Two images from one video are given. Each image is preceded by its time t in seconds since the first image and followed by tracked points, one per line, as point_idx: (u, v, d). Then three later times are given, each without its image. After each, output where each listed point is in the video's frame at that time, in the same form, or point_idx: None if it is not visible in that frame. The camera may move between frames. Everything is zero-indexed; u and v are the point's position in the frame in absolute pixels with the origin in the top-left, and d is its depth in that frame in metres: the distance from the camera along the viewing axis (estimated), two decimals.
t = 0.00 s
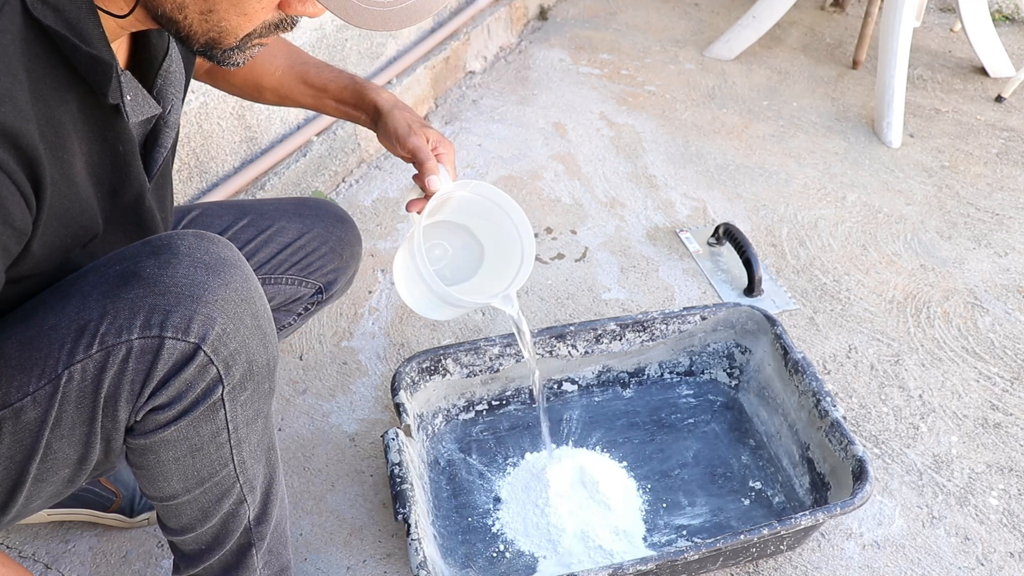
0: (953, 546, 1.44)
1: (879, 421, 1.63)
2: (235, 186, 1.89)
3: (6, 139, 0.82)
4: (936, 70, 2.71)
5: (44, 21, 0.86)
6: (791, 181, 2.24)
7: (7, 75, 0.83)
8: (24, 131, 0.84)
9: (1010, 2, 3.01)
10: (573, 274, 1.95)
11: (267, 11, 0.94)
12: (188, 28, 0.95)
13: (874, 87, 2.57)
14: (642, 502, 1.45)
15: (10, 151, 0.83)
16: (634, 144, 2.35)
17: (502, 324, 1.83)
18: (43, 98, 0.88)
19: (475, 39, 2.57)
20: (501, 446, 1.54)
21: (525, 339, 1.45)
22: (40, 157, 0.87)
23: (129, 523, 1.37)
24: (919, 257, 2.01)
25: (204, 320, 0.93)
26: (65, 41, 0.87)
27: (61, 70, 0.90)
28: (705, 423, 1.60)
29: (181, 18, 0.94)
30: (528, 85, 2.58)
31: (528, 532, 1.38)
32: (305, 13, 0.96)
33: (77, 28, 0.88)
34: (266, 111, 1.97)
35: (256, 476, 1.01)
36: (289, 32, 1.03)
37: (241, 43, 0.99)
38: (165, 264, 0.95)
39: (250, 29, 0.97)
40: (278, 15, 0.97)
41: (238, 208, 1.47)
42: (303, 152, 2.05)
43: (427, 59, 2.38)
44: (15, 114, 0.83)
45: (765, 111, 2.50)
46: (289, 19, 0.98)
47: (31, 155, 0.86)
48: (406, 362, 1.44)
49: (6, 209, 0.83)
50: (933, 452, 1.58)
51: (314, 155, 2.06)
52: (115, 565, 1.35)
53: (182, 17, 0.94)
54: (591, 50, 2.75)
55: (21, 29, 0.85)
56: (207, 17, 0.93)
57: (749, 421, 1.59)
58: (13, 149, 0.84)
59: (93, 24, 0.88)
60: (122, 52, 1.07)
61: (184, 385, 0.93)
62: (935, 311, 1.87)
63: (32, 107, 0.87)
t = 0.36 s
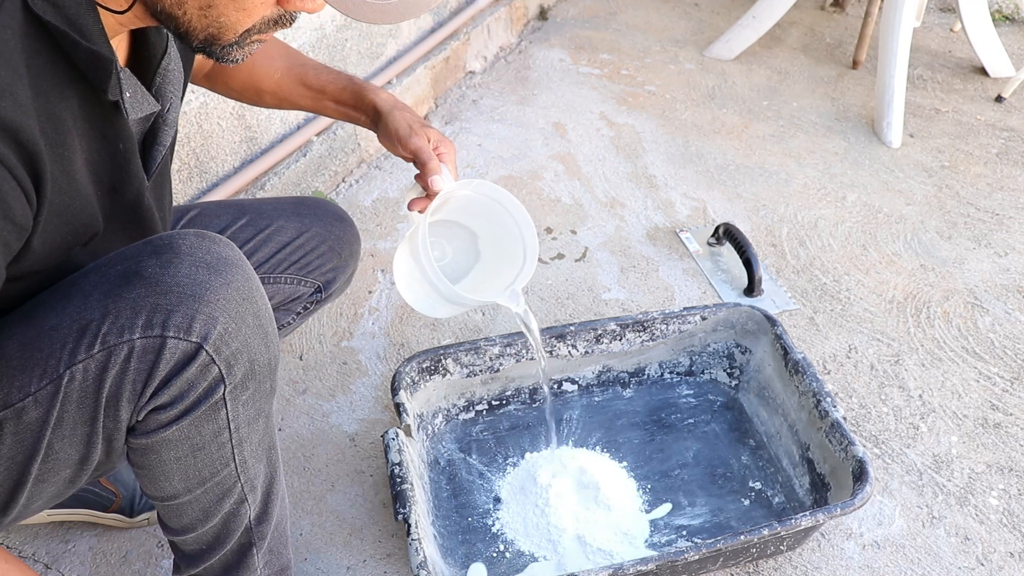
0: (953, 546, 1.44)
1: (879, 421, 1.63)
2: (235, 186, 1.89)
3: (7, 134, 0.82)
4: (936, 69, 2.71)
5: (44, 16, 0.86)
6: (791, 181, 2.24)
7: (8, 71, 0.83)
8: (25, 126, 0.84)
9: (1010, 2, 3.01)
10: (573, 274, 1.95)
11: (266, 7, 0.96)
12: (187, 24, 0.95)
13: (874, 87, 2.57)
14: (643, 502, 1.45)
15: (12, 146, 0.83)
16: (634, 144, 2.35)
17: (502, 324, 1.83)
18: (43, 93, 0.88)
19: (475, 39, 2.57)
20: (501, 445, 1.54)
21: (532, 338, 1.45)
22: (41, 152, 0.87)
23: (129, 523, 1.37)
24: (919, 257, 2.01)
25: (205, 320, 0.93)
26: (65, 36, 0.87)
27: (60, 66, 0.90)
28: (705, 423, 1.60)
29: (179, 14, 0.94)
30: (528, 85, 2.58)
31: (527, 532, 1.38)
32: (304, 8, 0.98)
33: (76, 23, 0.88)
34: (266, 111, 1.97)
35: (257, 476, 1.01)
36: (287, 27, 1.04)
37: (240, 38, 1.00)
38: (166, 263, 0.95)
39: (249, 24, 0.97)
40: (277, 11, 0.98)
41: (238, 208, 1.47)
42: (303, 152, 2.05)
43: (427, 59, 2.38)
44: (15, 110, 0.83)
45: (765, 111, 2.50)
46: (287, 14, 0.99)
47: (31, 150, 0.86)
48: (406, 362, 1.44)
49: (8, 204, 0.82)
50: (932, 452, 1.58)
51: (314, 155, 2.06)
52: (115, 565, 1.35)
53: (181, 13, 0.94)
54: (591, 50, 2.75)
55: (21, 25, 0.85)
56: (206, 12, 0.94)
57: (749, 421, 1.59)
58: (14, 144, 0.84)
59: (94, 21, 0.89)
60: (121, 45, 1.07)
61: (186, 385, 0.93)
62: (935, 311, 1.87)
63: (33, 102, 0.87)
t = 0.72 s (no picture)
0: (953, 546, 1.44)
1: (879, 421, 1.63)
2: (235, 186, 1.89)
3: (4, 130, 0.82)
4: (936, 70, 2.71)
5: (42, 13, 0.86)
6: (791, 181, 2.24)
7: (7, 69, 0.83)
8: (22, 122, 0.84)
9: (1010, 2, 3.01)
10: (573, 274, 1.95)
11: (263, 3, 0.96)
12: (185, 20, 0.95)
13: (874, 87, 2.57)
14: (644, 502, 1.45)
15: (9, 142, 0.83)
16: (634, 144, 2.35)
17: (502, 324, 1.83)
18: (42, 91, 0.88)
19: (475, 39, 2.57)
20: (501, 445, 1.54)
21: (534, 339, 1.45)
22: (39, 150, 0.87)
23: (129, 523, 1.37)
24: (919, 257, 2.01)
25: (205, 319, 0.93)
26: (63, 33, 0.87)
27: (56, 62, 0.89)
28: (705, 423, 1.60)
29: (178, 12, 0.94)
30: (528, 85, 2.58)
31: (527, 532, 1.38)
32: (302, 5, 0.97)
33: (75, 21, 0.87)
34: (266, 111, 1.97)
35: (257, 475, 1.01)
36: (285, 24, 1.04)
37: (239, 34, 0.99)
38: (166, 263, 0.95)
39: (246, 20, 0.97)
40: (275, 7, 0.98)
41: (238, 207, 1.47)
42: (303, 152, 2.05)
43: (428, 59, 2.38)
44: (14, 107, 0.83)
45: (765, 111, 2.50)
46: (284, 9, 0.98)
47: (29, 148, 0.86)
48: (406, 362, 1.44)
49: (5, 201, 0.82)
50: (933, 452, 1.58)
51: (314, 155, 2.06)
52: (115, 565, 1.35)
53: (178, 9, 0.94)
54: (591, 50, 2.75)
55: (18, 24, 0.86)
56: (203, 8, 0.94)
57: (749, 420, 1.59)
58: (12, 141, 0.83)
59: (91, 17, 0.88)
60: (120, 44, 1.07)
61: (186, 384, 0.93)
62: (935, 311, 1.87)
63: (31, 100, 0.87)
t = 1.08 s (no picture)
0: (953, 546, 1.44)
1: (879, 421, 1.63)
2: (235, 186, 1.89)
3: (8, 121, 0.82)
4: (936, 69, 2.71)
5: (47, 7, 0.86)
6: (791, 181, 2.24)
7: (9, 60, 0.83)
8: (26, 114, 0.83)
9: (1010, 2, 3.01)
10: (573, 274, 1.95)
11: None
12: (189, 15, 0.95)
13: (874, 87, 2.57)
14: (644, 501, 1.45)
15: (13, 133, 0.83)
16: (634, 144, 2.35)
17: (502, 324, 1.83)
18: (45, 86, 0.88)
19: (475, 39, 2.57)
20: (501, 445, 1.54)
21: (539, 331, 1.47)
22: (42, 143, 0.86)
23: (129, 523, 1.37)
24: (919, 257, 2.01)
25: (205, 321, 0.93)
26: (67, 27, 0.88)
27: (59, 55, 0.89)
28: (705, 423, 1.60)
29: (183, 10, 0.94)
30: (528, 85, 2.58)
31: (527, 532, 1.38)
32: None
33: (79, 16, 0.88)
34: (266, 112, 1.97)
35: (257, 477, 1.01)
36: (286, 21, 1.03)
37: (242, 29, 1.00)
38: (166, 264, 0.95)
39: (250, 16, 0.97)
40: (279, 2, 0.98)
41: (237, 208, 1.47)
42: (303, 152, 2.05)
43: (428, 59, 2.38)
44: (17, 97, 0.82)
45: (765, 111, 2.50)
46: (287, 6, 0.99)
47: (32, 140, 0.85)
48: (406, 362, 1.44)
49: (9, 191, 0.82)
50: (932, 452, 1.58)
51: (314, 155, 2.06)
52: (115, 565, 1.35)
53: (183, 4, 0.94)
54: (591, 50, 2.75)
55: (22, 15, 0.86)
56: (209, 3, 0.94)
57: (749, 421, 1.59)
58: (17, 134, 0.83)
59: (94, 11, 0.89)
60: (121, 41, 1.06)
61: (186, 385, 0.93)
62: (935, 311, 1.87)
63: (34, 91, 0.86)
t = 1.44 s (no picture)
0: (953, 546, 1.44)
1: (879, 421, 1.63)
2: (235, 186, 1.89)
3: (12, 106, 0.81)
4: (936, 69, 2.71)
5: None
6: (791, 181, 2.24)
7: (15, 45, 0.82)
8: (31, 100, 0.83)
9: (1010, 2, 3.01)
10: (573, 274, 1.95)
11: None
12: (194, 9, 0.93)
13: (874, 87, 2.57)
14: (645, 500, 1.44)
15: (17, 119, 0.82)
16: (634, 144, 2.35)
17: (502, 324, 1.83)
18: (47, 76, 0.88)
19: (475, 39, 2.57)
20: (501, 445, 1.54)
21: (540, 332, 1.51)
22: (45, 133, 0.86)
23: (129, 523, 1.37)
24: (919, 257, 2.01)
25: (203, 326, 0.93)
26: (69, 15, 0.87)
27: (60, 43, 0.89)
28: (705, 423, 1.60)
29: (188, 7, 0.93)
30: (528, 85, 2.58)
31: (527, 532, 1.38)
32: None
33: (82, 5, 0.88)
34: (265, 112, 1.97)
35: (256, 480, 1.02)
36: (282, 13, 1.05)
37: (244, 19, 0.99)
38: (164, 269, 0.95)
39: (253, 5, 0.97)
40: None
41: (237, 209, 1.47)
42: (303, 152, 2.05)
43: (427, 59, 2.38)
44: (22, 83, 0.82)
45: (765, 111, 2.50)
46: None
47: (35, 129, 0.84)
48: (406, 361, 1.44)
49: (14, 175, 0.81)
50: (932, 452, 1.58)
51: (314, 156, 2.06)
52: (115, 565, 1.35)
53: None
54: (591, 51, 2.75)
55: None
56: None
57: (749, 421, 1.59)
58: (20, 118, 0.82)
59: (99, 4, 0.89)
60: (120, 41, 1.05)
61: (185, 391, 0.93)
62: (935, 311, 1.87)
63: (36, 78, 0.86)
